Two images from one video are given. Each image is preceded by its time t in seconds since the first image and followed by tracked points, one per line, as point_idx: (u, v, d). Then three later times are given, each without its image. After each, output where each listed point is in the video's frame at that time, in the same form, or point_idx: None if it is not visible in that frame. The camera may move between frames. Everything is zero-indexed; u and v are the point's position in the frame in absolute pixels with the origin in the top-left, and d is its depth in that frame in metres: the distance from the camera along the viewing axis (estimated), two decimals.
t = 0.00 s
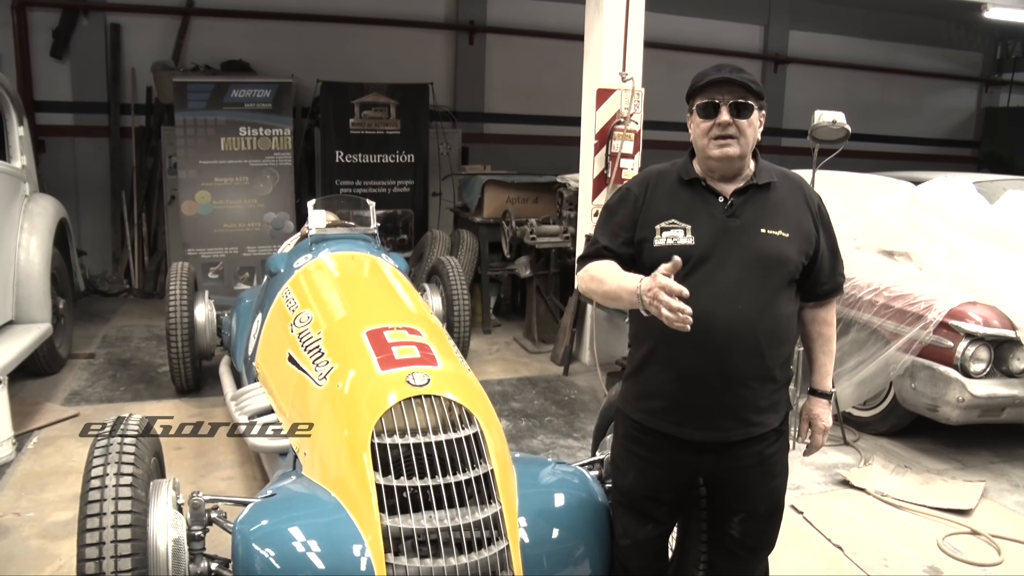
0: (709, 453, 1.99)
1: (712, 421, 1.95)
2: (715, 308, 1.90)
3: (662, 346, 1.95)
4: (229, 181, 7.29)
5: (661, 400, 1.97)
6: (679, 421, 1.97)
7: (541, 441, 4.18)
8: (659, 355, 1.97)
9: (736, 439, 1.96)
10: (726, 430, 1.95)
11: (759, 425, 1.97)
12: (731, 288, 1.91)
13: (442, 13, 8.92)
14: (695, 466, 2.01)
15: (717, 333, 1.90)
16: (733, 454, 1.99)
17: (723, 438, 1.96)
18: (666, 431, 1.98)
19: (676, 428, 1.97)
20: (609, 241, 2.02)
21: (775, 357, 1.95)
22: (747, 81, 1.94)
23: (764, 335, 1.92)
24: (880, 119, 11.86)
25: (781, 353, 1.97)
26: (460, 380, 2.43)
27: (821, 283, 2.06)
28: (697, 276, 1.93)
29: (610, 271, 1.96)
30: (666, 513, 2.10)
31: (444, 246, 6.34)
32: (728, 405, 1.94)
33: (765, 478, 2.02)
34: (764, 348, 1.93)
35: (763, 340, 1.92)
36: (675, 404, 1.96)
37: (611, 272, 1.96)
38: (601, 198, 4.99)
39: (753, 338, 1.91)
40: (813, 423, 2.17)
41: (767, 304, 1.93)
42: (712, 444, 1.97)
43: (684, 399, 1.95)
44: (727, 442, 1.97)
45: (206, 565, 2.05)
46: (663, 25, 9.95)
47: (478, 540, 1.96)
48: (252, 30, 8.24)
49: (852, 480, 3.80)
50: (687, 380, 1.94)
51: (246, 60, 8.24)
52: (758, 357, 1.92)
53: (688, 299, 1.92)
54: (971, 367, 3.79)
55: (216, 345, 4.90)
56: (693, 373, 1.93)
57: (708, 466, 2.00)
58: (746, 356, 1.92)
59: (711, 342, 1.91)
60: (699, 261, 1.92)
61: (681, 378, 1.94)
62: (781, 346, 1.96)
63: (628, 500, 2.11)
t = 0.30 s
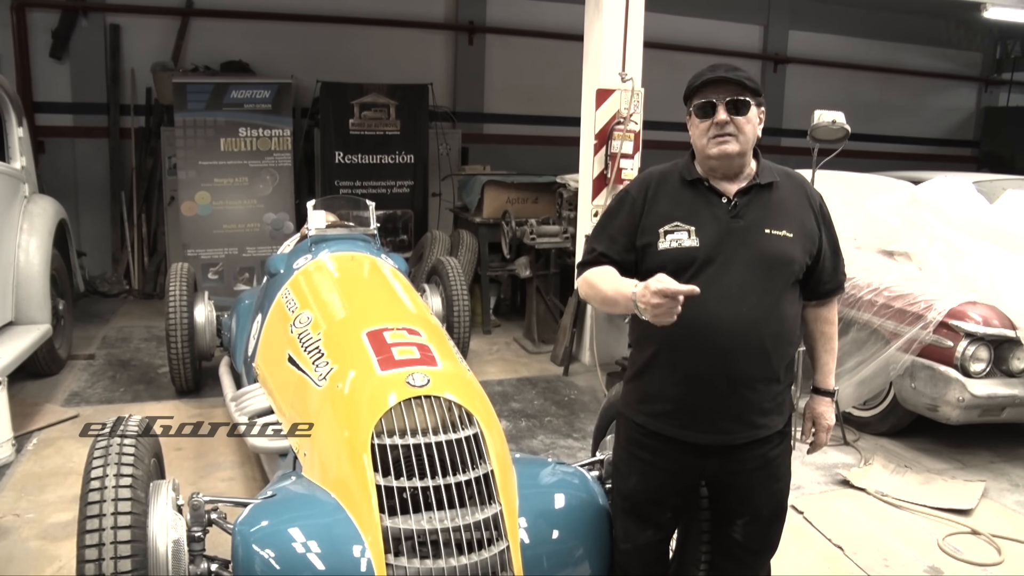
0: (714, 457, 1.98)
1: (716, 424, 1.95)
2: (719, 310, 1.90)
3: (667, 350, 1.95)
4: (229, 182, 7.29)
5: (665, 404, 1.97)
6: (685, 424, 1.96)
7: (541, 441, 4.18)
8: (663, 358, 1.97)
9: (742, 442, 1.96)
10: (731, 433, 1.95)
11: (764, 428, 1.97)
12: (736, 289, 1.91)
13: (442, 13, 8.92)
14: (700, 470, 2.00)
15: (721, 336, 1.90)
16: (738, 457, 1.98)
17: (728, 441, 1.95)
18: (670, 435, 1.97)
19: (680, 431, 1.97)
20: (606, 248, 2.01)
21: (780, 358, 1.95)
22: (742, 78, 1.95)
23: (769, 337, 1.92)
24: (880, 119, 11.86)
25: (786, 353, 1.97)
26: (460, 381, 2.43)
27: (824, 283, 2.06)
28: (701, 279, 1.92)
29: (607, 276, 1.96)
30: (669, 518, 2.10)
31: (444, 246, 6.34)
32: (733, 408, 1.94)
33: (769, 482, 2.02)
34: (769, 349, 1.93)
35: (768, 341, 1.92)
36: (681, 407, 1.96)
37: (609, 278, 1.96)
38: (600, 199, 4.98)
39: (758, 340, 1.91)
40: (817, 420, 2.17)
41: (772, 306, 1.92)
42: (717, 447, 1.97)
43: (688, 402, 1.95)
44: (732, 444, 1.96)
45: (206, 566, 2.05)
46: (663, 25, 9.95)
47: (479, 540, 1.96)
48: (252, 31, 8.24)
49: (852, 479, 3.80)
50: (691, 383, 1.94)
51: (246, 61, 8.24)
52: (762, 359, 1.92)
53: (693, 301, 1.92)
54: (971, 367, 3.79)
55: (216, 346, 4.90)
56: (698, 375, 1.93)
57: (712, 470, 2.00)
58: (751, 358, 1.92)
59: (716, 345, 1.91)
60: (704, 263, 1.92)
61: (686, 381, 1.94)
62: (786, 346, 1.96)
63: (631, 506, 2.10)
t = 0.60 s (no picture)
0: (716, 458, 1.98)
1: (718, 425, 1.94)
2: (719, 309, 1.90)
3: (667, 352, 1.96)
4: (228, 182, 7.29)
5: (666, 405, 1.97)
6: (689, 426, 1.96)
7: (542, 441, 4.17)
8: (663, 359, 1.97)
9: (743, 443, 1.96)
10: (733, 434, 1.95)
11: (767, 428, 1.97)
12: (735, 289, 1.91)
13: (441, 13, 8.91)
14: (703, 471, 2.00)
15: (721, 335, 1.90)
16: (741, 459, 1.98)
17: (730, 442, 1.95)
18: (672, 436, 1.97)
19: (683, 432, 1.96)
20: (600, 250, 2.06)
21: (780, 357, 1.95)
22: (731, 77, 1.95)
23: (769, 336, 1.92)
24: (879, 118, 11.85)
25: (786, 352, 1.96)
26: (460, 381, 2.43)
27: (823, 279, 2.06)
28: (701, 278, 1.92)
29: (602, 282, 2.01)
30: (670, 520, 2.09)
31: (444, 246, 6.33)
32: (735, 408, 1.93)
33: (770, 483, 2.02)
34: (770, 348, 1.92)
35: (768, 340, 1.92)
36: (683, 408, 1.95)
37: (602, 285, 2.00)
38: (600, 198, 4.98)
39: (758, 338, 1.91)
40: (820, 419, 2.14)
41: (771, 304, 1.92)
42: (719, 449, 1.96)
43: (690, 403, 1.94)
44: (734, 446, 1.96)
45: (206, 567, 2.04)
46: (662, 25, 9.95)
47: (479, 541, 1.96)
48: (251, 31, 8.24)
49: (853, 479, 3.80)
50: (692, 383, 1.94)
51: (246, 61, 8.24)
52: (764, 358, 1.92)
53: (692, 301, 1.92)
54: (971, 365, 3.79)
55: (216, 347, 4.90)
56: (698, 375, 1.93)
57: (715, 471, 2.00)
58: (752, 358, 1.91)
59: (716, 345, 1.90)
60: (702, 263, 1.92)
61: (686, 382, 1.94)
62: (786, 345, 1.96)
63: (632, 508, 2.09)
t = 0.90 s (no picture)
0: (713, 457, 1.98)
1: (715, 425, 1.94)
2: (713, 311, 1.90)
3: (663, 353, 1.97)
4: (228, 183, 7.28)
5: (663, 405, 1.98)
6: (684, 426, 1.97)
7: (542, 441, 4.17)
8: (659, 359, 1.98)
9: (741, 444, 1.96)
10: (730, 434, 1.95)
11: (764, 429, 1.96)
12: (728, 289, 1.91)
13: (441, 13, 8.91)
14: (701, 470, 2.00)
15: (716, 337, 1.90)
16: (738, 459, 1.98)
17: (727, 443, 1.95)
18: (669, 436, 1.98)
19: (680, 433, 1.97)
20: (597, 257, 2.09)
21: (778, 356, 1.94)
22: (713, 80, 1.92)
23: (765, 336, 1.92)
24: (879, 116, 11.85)
25: (784, 350, 1.96)
26: (460, 381, 2.42)
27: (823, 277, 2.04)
28: (693, 280, 1.93)
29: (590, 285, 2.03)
30: (670, 518, 2.09)
31: (444, 246, 6.33)
32: (731, 409, 1.93)
33: (769, 482, 2.01)
34: (766, 348, 1.92)
35: (763, 341, 1.91)
36: (679, 409, 1.96)
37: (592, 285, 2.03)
38: (600, 198, 4.98)
39: (752, 340, 1.91)
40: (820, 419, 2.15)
41: (767, 306, 1.92)
42: (716, 448, 1.96)
43: (686, 404, 1.95)
44: (731, 446, 1.96)
45: (207, 568, 2.04)
46: (662, 24, 9.94)
47: (479, 541, 1.95)
48: (251, 31, 8.24)
49: (854, 478, 3.80)
50: (688, 384, 1.94)
51: (246, 62, 8.24)
52: (759, 358, 1.92)
53: (687, 302, 1.92)
54: (972, 364, 3.79)
55: (216, 348, 4.90)
56: (692, 376, 1.93)
57: (713, 471, 2.00)
58: (747, 359, 1.91)
59: (709, 346, 1.91)
60: (695, 265, 1.92)
61: (682, 383, 1.95)
62: (784, 344, 1.95)
63: (631, 505, 2.10)
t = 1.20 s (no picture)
0: (708, 456, 1.98)
1: (710, 424, 1.94)
2: (706, 309, 1.91)
3: (658, 351, 1.97)
4: (229, 182, 7.28)
5: (659, 403, 1.99)
6: (679, 424, 1.97)
7: (543, 440, 4.17)
8: (654, 357, 1.99)
9: (736, 443, 1.95)
10: (725, 434, 1.95)
11: (760, 428, 1.95)
12: (720, 288, 1.91)
13: (442, 12, 8.90)
14: (696, 469, 2.01)
15: (708, 335, 1.91)
16: (734, 457, 1.97)
17: (721, 442, 1.95)
18: (665, 434, 1.99)
19: (675, 431, 1.98)
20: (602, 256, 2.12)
21: (774, 356, 1.94)
22: (712, 81, 1.91)
23: (761, 335, 1.91)
24: (881, 114, 11.83)
25: (781, 350, 1.95)
26: (461, 381, 2.42)
27: (821, 276, 2.03)
28: (686, 279, 1.93)
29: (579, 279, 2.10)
30: (668, 514, 2.10)
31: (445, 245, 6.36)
32: (725, 408, 1.93)
33: (767, 482, 2.00)
34: (759, 348, 1.91)
35: (756, 341, 1.91)
36: (673, 407, 1.97)
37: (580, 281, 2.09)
38: (600, 197, 4.97)
39: (745, 339, 1.90)
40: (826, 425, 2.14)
41: (760, 305, 1.91)
42: (711, 447, 1.96)
43: (681, 402, 1.96)
44: (726, 445, 1.96)
45: (208, 567, 2.03)
46: (662, 22, 9.93)
47: (480, 540, 1.95)
48: (251, 30, 8.23)
49: (855, 476, 3.79)
50: (682, 383, 1.95)
51: (246, 61, 8.23)
52: (752, 358, 1.91)
53: (681, 301, 1.93)
54: (973, 362, 3.79)
55: (217, 347, 4.89)
56: (686, 375, 1.94)
57: (709, 469, 2.00)
58: (739, 358, 1.91)
59: (702, 345, 1.91)
60: (687, 264, 1.93)
61: (677, 381, 1.95)
62: (780, 344, 1.94)
63: (629, 501, 2.11)
